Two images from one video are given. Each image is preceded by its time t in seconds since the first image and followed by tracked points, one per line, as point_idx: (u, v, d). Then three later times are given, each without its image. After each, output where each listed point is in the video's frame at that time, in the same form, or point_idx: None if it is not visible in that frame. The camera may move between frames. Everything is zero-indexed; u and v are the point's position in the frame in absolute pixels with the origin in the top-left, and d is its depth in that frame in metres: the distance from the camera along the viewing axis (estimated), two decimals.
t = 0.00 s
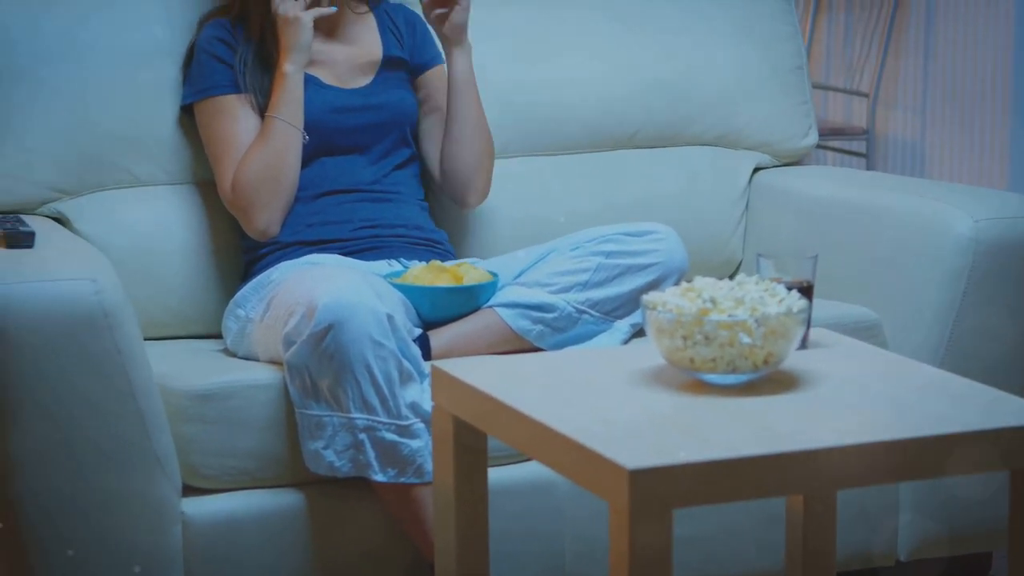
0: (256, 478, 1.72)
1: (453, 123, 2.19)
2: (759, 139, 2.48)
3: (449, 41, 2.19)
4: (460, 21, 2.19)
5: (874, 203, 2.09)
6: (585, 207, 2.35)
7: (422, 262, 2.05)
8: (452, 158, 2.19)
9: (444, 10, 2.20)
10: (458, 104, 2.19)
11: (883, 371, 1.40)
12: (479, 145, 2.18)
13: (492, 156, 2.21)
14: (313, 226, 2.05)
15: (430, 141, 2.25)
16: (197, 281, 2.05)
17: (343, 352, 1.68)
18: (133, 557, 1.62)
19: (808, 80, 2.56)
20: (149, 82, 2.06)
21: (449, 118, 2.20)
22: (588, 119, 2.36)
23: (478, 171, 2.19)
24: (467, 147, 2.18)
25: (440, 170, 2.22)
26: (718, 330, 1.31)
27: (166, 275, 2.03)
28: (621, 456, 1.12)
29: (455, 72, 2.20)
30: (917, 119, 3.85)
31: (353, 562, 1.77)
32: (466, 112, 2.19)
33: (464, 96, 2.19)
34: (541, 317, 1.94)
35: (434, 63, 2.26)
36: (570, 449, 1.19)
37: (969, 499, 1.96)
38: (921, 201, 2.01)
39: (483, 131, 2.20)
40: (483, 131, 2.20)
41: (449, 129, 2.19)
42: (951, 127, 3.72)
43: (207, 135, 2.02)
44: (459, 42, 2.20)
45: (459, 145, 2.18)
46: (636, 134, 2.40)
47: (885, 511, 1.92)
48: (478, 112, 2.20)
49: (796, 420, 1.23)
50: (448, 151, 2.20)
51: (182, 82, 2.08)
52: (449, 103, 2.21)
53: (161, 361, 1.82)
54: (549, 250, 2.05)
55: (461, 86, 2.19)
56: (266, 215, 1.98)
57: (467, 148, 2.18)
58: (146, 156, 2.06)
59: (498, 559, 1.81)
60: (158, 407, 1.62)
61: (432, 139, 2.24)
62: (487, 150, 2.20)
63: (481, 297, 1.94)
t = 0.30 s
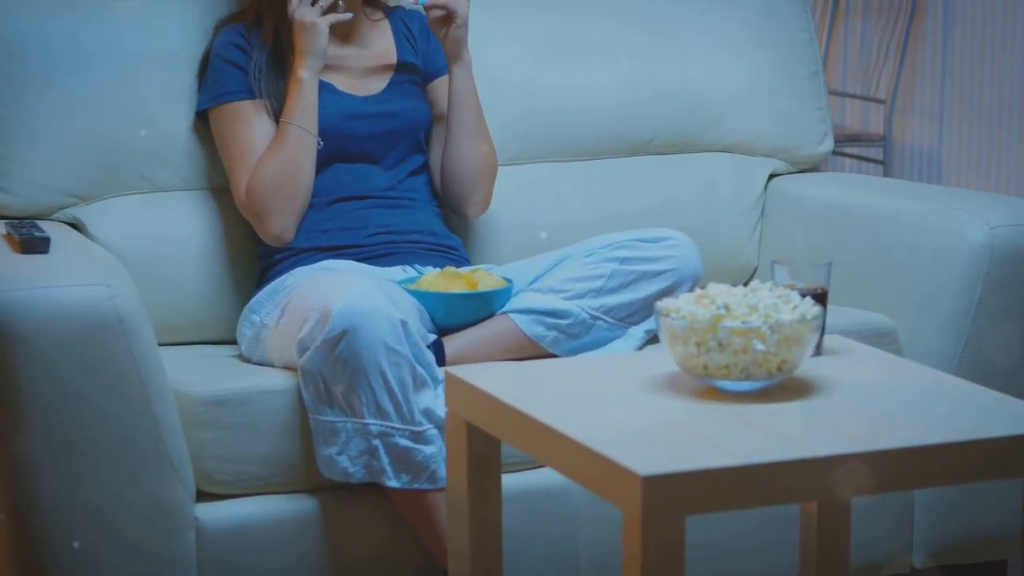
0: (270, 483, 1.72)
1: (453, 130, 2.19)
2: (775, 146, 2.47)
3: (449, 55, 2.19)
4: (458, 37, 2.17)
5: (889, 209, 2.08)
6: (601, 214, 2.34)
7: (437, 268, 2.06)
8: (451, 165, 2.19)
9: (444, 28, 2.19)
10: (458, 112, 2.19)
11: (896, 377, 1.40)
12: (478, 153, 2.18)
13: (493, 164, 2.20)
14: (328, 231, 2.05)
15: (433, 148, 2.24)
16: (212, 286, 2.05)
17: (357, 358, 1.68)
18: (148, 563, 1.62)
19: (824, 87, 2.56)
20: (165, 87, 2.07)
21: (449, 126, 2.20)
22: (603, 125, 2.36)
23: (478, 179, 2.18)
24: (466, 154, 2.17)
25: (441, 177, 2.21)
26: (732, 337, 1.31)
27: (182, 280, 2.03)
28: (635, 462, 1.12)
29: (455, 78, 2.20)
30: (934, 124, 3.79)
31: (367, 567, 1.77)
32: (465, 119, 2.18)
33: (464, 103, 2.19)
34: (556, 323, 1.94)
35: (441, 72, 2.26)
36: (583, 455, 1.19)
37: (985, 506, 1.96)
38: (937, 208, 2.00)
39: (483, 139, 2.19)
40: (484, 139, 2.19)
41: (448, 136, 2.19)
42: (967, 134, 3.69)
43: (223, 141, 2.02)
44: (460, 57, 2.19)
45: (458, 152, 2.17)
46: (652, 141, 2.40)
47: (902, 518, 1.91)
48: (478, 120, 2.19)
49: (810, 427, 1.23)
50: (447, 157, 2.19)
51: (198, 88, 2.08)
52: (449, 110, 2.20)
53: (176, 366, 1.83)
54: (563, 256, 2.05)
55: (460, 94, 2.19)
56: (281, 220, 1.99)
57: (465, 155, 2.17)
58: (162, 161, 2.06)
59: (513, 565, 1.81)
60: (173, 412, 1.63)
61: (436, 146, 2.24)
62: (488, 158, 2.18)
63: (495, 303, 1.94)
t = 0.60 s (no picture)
0: (282, 489, 1.72)
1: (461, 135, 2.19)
2: (788, 153, 2.47)
3: (462, 60, 2.20)
4: (475, 41, 2.19)
5: (902, 216, 2.08)
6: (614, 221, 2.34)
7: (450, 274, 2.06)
8: (458, 169, 2.19)
9: (461, 31, 2.19)
10: (467, 118, 2.20)
11: (908, 384, 1.40)
12: (488, 160, 2.18)
13: (501, 170, 2.19)
14: (340, 237, 2.05)
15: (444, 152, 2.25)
16: (225, 292, 2.06)
17: (369, 364, 1.68)
18: (161, 569, 1.63)
19: (837, 93, 2.55)
20: (179, 94, 2.08)
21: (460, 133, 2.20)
22: (615, 132, 2.36)
23: (484, 183, 2.18)
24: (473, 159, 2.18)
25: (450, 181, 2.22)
26: (743, 344, 1.31)
27: (195, 286, 2.04)
28: (647, 469, 1.12)
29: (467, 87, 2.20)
30: (949, 130, 3.78)
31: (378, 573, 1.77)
32: (475, 125, 2.19)
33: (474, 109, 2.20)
34: (568, 330, 1.94)
35: (453, 79, 2.27)
36: (594, 461, 1.19)
37: (996, 515, 1.96)
38: (950, 215, 2.00)
39: (493, 146, 2.19)
40: (492, 145, 2.19)
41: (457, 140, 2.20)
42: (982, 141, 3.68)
43: (236, 147, 2.03)
44: (474, 62, 2.20)
45: (465, 157, 2.18)
46: (665, 147, 2.40)
47: (915, 526, 1.91)
48: (488, 126, 2.20)
49: (822, 433, 1.22)
50: (455, 162, 2.20)
51: (212, 94, 2.09)
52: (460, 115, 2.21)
53: (190, 372, 1.83)
54: (575, 263, 2.05)
55: (471, 100, 2.20)
56: (295, 225, 1.99)
57: (472, 160, 2.18)
58: (175, 167, 2.07)
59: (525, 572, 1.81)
60: (185, 420, 1.63)
61: (446, 151, 2.24)
62: (497, 165, 2.19)
63: (507, 310, 1.94)
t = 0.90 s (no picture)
0: (292, 496, 1.73)
1: (471, 142, 2.19)
2: (799, 161, 2.47)
3: (473, 66, 2.20)
4: (485, 47, 2.19)
5: (912, 224, 2.07)
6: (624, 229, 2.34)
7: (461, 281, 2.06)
8: (469, 177, 2.19)
9: (470, 37, 2.19)
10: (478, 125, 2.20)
11: (918, 392, 1.39)
12: (498, 166, 2.18)
13: (511, 176, 2.20)
14: (352, 244, 2.06)
15: (455, 159, 2.25)
16: (236, 299, 2.06)
17: (378, 371, 1.68)
18: None
19: (849, 101, 2.55)
20: (190, 101, 2.09)
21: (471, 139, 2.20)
22: (625, 140, 2.36)
23: (494, 190, 2.18)
24: (483, 166, 2.18)
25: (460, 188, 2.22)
26: (752, 351, 1.31)
27: (206, 294, 2.04)
28: (655, 476, 1.12)
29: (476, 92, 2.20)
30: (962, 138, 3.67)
31: None
32: (485, 132, 2.19)
33: (485, 116, 2.20)
34: (578, 338, 1.94)
35: (465, 85, 2.27)
36: (603, 469, 1.19)
37: (1007, 523, 1.95)
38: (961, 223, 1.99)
39: (503, 153, 2.19)
40: (503, 152, 2.19)
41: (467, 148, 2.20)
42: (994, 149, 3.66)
43: (247, 154, 2.04)
44: (485, 68, 2.20)
45: (475, 165, 2.18)
46: (677, 154, 2.40)
47: (926, 535, 1.90)
48: (498, 133, 2.20)
49: (831, 441, 1.22)
50: (466, 169, 2.20)
51: (223, 102, 2.10)
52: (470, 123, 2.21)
53: (200, 379, 1.84)
54: (586, 270, 2.05)
55: (481, 107, 2.20)
56: (306, 232, 1.99)
57: (482, 167, 2.18)
58: (186, 174, 2.08)
59: None
60: (196, 428, 1.64)
61: (457, 158, 2.25)
62: (508, 172, 2.19)
63: (518, 317, 1.94)
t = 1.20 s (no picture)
0: (300, 503, 1.73)
1: (481, 150, 2.19)
2: (808, 169, 2.47)
3: (477, 73, 2.21)
4: (490, 54, 2.20)
5: (922, 232, 2.07)
6: (634, 237, 2.33)
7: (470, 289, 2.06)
8: (479, 186, 2.20)
9: (475, 44, 2.21)
10: (485, 133, 2.19)
11: (927, 400, 1.39)
12: (506, 173, 2.18)
13: (521, 182, 2.20)
14: (361, 252, 2.06)
15: (463, 166, 2.25)
16: (245, 307, 2.07)
17: (387, 379, 1.68)
18: None
19: (859, 109, 2.54)
20: (198, 110, 2.10)
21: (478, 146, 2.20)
22: (634, 148, 2.36)
23: (505, 198, 2.19)
24: (493, 174, 2.18)
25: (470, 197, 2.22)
26: (760, 359, 1.30)
27: (216, 301, 2.05)
28: (662, 484, 1.11)
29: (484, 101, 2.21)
30: (973, 147, 3.64)
31: None
32: (493, 141, 2.19)
33: (492, 124, 2.20)
34: (587, 346, 1.94)
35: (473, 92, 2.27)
36: (612, 478, 1.18)
37: (1018, 531, 1.95)
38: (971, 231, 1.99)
39: (511, 160, 2.19)
40: (512, 159, 2.19)
41: (477, 155, 2.20)
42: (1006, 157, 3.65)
43: (256, 162, 2.04)
44: (490, 74, 2.21)
45: (485, 174, 2.18)
46: (687, 161, 2.40)
47: (935, 541, 1.89)
48: (506, 141, 2.20)
49: (839, 450, 1.22)
50: (476, 178, 2.20)
51: (231, 110, 2.11)
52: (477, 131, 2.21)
53: (209, 387, 1.84)
54: (595, 278, 2.04)
55: (488, 115, 2.20)
56: (315, 240, 2.00)
57: (493, 176, 2.18)
58: (195, 182, 2.08)
59: None
60: (204, 435, 1.64)
61: (464, 166, 2.25)
62: (516, 178, 2.19)
63: (526, 325, 1.93)
